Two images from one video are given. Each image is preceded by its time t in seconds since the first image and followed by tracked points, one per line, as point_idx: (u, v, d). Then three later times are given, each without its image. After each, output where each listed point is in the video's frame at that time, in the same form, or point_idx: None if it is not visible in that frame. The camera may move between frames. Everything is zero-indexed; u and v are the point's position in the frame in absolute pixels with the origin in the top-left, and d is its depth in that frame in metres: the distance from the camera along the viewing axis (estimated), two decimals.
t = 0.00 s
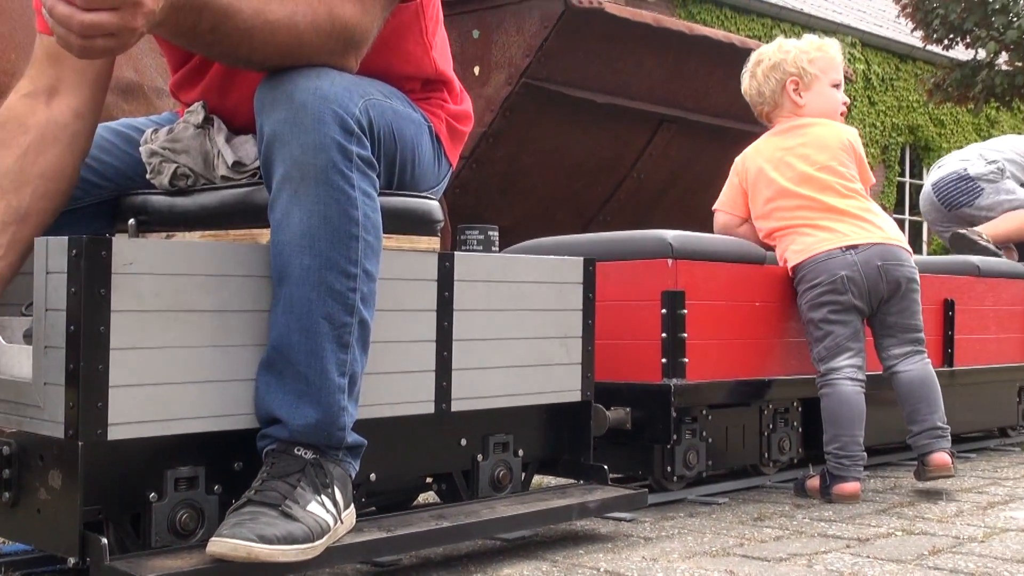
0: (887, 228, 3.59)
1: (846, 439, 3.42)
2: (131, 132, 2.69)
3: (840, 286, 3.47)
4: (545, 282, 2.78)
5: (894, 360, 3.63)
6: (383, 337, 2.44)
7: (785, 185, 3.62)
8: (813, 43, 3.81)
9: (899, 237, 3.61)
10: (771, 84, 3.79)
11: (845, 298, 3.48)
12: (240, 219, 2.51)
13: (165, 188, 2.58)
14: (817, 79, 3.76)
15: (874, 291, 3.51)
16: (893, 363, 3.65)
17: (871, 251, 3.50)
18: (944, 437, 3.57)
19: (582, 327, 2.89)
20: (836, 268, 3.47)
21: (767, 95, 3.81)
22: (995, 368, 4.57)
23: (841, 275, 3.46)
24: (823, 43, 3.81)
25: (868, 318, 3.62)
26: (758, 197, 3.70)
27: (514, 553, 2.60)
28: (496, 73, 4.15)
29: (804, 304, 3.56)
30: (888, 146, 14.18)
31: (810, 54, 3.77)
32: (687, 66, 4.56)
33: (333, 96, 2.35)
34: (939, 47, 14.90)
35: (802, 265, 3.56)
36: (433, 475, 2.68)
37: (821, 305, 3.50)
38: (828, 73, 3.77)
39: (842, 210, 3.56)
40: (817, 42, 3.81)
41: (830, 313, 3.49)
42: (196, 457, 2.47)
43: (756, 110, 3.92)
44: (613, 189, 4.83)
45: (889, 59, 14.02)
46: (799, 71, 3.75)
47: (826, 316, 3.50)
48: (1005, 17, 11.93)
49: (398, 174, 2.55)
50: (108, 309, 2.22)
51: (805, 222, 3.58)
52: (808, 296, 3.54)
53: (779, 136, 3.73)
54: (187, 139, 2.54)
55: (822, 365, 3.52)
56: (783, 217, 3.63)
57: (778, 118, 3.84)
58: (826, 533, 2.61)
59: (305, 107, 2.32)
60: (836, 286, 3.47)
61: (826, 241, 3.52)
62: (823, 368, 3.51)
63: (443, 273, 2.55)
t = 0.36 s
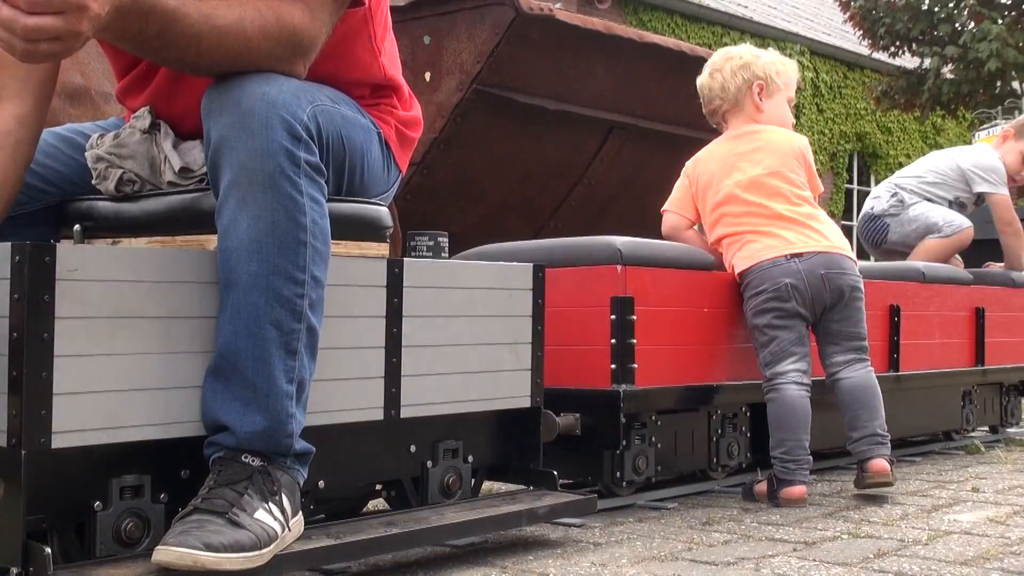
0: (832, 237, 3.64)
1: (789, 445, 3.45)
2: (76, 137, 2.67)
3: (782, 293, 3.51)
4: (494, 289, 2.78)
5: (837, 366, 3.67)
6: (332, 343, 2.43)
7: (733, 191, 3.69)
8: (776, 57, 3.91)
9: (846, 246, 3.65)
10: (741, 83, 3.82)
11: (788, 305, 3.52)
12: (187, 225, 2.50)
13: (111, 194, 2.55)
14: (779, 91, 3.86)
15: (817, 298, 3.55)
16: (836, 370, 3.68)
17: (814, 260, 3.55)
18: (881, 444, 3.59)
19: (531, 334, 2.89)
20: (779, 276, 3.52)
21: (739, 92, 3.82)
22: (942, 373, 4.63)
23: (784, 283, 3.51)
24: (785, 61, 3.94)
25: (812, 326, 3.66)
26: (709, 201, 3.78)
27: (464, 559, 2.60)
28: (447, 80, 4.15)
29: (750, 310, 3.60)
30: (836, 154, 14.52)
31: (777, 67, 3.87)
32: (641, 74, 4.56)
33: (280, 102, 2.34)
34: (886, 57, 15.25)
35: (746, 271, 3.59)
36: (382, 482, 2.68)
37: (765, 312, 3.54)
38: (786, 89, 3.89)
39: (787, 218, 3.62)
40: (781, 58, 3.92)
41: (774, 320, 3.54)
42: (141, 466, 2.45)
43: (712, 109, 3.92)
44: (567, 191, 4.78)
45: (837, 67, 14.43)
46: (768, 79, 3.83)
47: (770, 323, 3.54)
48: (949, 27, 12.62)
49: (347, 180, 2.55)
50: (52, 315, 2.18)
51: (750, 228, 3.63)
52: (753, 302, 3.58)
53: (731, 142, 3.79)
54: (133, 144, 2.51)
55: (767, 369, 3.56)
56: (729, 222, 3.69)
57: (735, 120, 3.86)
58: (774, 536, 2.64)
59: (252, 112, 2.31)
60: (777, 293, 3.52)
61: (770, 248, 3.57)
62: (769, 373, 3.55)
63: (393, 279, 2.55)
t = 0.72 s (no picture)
0: (796, 254, 3.75)
1: (743, 449, 3.51)
2: (25, 139, 2.64)
3: (747, 305, 3.57)
4: (446, 293, 2.79)
5: (778, 381, 3.77)
6: (283, 347, 2.42)
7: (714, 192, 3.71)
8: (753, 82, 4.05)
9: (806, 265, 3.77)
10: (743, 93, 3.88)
11: (749, 317, 3.59)
12: (138, 228, 2.48)
13: (60, 196, 2.53)
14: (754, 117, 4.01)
15: (775, 316, 3.64)
16: (775, 384, 3.78)
17: (780, 280, 3.64)
18: (816, 459, 3.70)
19: (484, 338, 2.91)
20: (747, 288, 3.58)
21: (739, 99, 3.86)
22: (891, 376, 4.69)
23: (750, 296, 3.57)
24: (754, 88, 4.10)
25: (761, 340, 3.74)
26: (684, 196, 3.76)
27: (417, 563, 2.60)
28: (402, 83, 4.15)
29: (705, 315, 3.63)
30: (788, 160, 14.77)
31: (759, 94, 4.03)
32: (600, 80, 4.56)
33: (231, 105, 2.33)
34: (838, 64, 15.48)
35: (710, 276, 3.63)
36: (334, 487, 2.68)
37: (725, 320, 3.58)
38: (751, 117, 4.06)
39: (761, 229, 3.69)
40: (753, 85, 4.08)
41: (733, 330, 3.59)
42: (91, 470, 2.43)
43: (697, 99, 3.90)
44: (520, 198, 4.75)
45: (789, 74, 14.64)
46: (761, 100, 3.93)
47: (729, 332, 3.58)
48: (898, 34, 12.68)
49: (299, 184, 2.54)
50: None
51: (728, 231, 3.67)
52: (710, 308, 3.61)
53: (714, 138, 3.78)
54: (82, 146, 2.50)
55: (718, 373, 3.61)
56: (703, 222, 3.71)
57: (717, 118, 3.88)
58: (724, 539, 2.66)
59: (202, 115, 2.29)
60: (741, 304, 3.57)
61: (742, 256, 3.62)
62: (719, 376, 3.61)
63: (345, 283, 2.54)
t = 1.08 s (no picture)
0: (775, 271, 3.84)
1: (708, 450, 3.53)
2: None
3: (727, 307, 3.61)
4: (409, 298, 2.79)
5: (744, 390, 3.79)
6: (244, 351, 2.41)
7: (717, 197, 3.72)
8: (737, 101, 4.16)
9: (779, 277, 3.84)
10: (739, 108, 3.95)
11: (726, 320, 3.62)
12: (98, 231, 2.46)
13: (20, 199, 2.52)
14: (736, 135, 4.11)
15: (748, 322, 3.69)
16: (741, 393, 3.80)
17: (764, 290, 3.70)
18: (778, 466, 3.70)
19: (447, 342, 2.91)
20: (729, 291, 3.61)
21: (738, 113, 3.93)
22: (852, 382, 4.74)
23: (730, 299, 3.61)
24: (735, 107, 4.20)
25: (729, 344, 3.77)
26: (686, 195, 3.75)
27: (379, 568, 2.60)
28: (366, 86, 4.15)
29: (681, 311, 3.64)
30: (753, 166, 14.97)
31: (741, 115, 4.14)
32: (563, 84, 4.61)
33: (192, 108, 2.31)
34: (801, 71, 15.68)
35: (710, 277, 3.62)
36: (296, 491, 2.68)
37: (703, 319, 3.60)
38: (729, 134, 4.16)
39: (755, 242, 3.75)
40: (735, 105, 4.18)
41: (707, 330, 3.61)
42: (49, 475, 2.41)
43: (699, 107, 3.91)
44: (483, 203, 4.71)
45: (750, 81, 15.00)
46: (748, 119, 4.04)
47: (704, 331, 3.61)
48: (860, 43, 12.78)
49: (261, 187, 2.53)
50: None
51: (729, 236, 3.69)
52: (688, 305, 3.62)
53: (718, 145, 3.80)
54: (42, 148, 2.49)
55: (684, 368, 3.62)
56: (707, 225, 3.71)
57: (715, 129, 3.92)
58: (685, 544, 2.68)
59: (163, 118, 2.28)
60: (721, 306, 3.60)
61: (740, 263, 3.67)
62: (684, 373, 3.63)
63: (308, 288, 2.54)
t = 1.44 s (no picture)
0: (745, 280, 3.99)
1: (669, 406, 3.51)
2: None
3: (702, 294, 3.68)
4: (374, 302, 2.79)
5: (720, 392, 3.79)
6: (209, 354, 2.40)
7: (713, 201, 3.82)
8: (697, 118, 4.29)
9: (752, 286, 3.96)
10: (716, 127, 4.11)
11: (698, 305, 3.68)
12: (61, 233, 2.44)
13: None
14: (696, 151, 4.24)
15: (721, 315, 3.76)
16: (717, 394, 3.79)
17: (745, 292, 3.83)
18: (744, 473, 3.73)
19: (413, 347, 2.91)
20: (710, 280, 3.70)
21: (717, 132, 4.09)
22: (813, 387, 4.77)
23: (710, 286, 3.70)
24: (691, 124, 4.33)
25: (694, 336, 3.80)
26: (682, 191, 3.80)
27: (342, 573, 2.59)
28: (333, 90, 4.14)
29: (655, 285, 3.69)
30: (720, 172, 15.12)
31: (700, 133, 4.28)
32: (531, 89, 4.62)
33: (158, 110, 2.30)
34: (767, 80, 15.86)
35: (711, 275, 3.71)
36: (259, 495, 2.68)
37: (675, 298, 3.65)
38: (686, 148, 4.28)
39: (740, 247, 3.87)
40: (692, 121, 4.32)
41: (674, 310, 3.65)
42: (8, 479, 2.38)
43: (689, 120, 4.01)
44: (450, 207, 4.68)
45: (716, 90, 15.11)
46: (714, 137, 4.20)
47: (672, 310, 3.65)
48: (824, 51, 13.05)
49: (228, 190, 2.52)
50: None
51: (724, 240, 3.81)
52: (664, 282, 3.69)
53: (710, 153, 3.92)
54: (4, 150, 2.48)
55: (638, 331, 3.64)
56: (706, 226, 3.79)
57: (699, 142, 4.04)
58: (649, 549, 2.69)
59: (129, 120, 2.26)
60: (696, 290, 3.67)
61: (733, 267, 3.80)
62: (635, 342, 3.65)
63: (273, 291, 2.54)
